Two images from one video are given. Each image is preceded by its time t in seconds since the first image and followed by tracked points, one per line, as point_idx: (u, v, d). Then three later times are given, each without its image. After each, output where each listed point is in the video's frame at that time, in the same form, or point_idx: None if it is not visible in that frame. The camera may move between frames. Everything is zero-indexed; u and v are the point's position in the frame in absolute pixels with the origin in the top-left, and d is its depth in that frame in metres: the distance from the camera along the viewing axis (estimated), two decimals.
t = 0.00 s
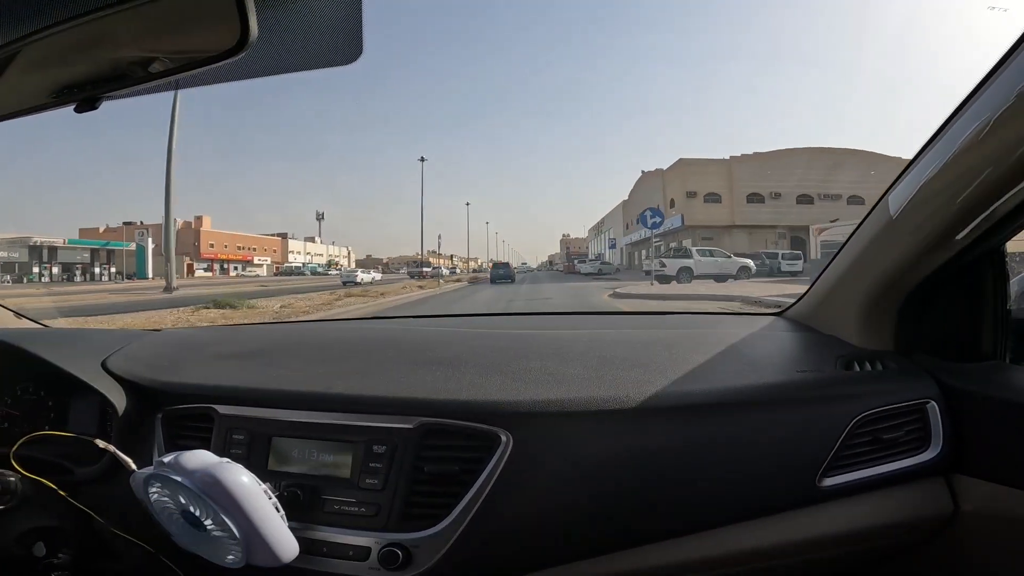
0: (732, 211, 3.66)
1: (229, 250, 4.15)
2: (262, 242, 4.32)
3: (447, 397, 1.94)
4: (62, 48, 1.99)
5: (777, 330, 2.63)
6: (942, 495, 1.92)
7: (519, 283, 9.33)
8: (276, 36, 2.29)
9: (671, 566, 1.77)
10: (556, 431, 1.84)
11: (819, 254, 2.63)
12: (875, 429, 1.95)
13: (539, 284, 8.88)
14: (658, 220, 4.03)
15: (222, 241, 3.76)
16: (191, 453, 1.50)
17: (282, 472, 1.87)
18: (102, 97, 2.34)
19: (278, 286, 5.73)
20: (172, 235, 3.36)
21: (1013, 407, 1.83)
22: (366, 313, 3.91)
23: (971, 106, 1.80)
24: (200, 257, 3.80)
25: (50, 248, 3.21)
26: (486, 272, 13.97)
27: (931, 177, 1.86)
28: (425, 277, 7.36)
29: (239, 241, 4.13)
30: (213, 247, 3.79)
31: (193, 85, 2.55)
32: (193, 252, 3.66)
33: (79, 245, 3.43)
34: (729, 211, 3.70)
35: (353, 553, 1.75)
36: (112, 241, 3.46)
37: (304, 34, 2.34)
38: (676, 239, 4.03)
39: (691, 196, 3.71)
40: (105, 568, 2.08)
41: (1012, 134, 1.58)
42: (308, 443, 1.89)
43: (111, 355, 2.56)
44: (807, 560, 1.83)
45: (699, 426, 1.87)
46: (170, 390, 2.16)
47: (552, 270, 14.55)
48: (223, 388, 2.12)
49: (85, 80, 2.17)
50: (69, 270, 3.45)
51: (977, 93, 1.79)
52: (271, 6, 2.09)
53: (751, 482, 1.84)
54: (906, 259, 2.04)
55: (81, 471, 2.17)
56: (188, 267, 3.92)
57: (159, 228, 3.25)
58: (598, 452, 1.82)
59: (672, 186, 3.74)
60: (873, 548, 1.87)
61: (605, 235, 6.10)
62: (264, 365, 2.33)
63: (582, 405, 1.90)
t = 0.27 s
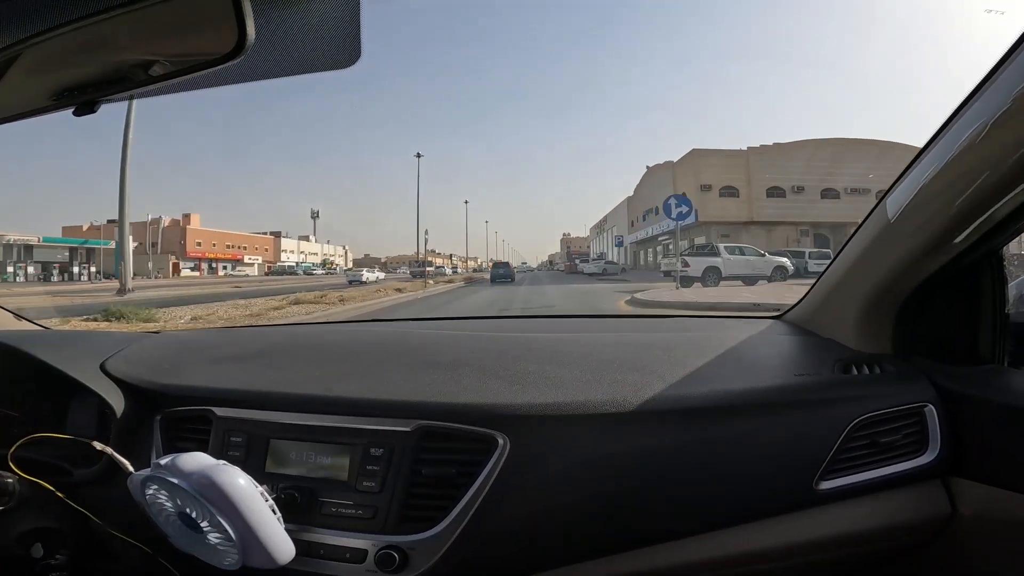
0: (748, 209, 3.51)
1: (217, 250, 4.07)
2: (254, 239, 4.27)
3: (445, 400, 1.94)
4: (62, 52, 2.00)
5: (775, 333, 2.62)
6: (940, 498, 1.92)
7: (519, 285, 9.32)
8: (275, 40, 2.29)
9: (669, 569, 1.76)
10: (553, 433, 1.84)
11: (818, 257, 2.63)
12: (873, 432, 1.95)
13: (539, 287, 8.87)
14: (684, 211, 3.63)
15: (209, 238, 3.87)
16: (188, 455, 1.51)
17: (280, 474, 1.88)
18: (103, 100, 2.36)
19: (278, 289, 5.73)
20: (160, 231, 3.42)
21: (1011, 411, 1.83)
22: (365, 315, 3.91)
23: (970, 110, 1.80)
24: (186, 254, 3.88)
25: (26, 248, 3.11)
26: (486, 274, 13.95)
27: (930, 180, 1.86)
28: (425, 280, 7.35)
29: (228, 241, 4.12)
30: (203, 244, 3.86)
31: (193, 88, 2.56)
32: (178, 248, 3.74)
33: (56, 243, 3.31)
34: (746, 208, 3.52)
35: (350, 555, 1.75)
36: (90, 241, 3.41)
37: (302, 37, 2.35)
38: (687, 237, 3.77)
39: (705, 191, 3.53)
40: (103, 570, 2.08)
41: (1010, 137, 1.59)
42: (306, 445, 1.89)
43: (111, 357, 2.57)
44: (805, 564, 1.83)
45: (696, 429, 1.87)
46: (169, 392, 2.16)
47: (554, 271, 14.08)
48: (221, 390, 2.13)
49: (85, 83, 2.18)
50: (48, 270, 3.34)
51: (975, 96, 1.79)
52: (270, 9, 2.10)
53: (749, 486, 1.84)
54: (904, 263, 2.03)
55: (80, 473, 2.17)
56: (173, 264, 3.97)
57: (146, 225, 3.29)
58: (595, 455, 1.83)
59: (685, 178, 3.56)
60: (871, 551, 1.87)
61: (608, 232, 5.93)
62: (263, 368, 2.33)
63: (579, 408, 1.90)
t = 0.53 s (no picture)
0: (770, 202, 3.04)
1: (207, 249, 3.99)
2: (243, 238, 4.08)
3: (444, 396, 1.93)
4: (55, 46, 1.98)
5: (777, 328, 2.61)
6: (943, 492, 1.91)
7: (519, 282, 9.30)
8: (271, 33, 2.27)
9: (670, 565, 1.75)
10: (554, 429, 1.82)
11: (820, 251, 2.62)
12: (875, 427, 1.93)
13: (539, 284, 8.84)
14: (726, 194, 3.04)
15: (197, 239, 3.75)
16: (184, 452, 1.49)
17: (278, 471, 1.86)
18: (98, 94, 2.33)
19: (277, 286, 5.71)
20: (145, 229, 3.39)
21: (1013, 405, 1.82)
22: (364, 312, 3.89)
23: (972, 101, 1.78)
24: (171, 254, 3.81)
25: None
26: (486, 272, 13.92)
27: (932, 173, 1.85)
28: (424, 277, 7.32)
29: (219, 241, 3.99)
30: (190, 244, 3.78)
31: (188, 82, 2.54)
32: (164, 248, 3.69)
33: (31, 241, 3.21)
34: (769, 202, 3.04)
35: (349, 553, 1.73)
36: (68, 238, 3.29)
37: (299, 30, 2.33)
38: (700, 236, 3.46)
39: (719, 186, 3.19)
40: (102, 567, 2.07)
41: (1013, 129, 1.57)
42: (304, 441, 1.87)
43: (108, 354, 2.55)
44: (808, 559, 1.82)
45: (697, 424, 1.85)
46: (166, 389, 2.15)
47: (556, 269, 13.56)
48: (219, 386, 2.11)
49: (79, 78, 2.16)
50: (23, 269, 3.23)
51: (977, 87, 1.77)
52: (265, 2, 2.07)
53: (751, 481, 1.82)
54: (906, 256, 2.02)
55: (78, 471, 2.15)
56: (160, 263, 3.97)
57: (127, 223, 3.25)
58: (596, 451, 1.81)
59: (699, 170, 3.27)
60: (874, 546, 1.86)
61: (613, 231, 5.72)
62: (261, 364, 2.31)
63: (580, 403, 1.89)
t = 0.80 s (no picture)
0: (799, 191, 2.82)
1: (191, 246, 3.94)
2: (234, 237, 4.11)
3: (447, 397, 1.93)
4: (58, 47, 1.97)
5: (777, 329, 2.62)
6: (944, 493, 1.92)
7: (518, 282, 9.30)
8: (272, 34, 2.27)
9: (672, 565, 1.76)
10: (556, 430, 1.83)
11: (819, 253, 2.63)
12: (876, 428, 1.94)
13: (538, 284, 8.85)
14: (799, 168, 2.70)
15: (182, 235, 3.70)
16: (189, 453, 1.49)
17: (281, 472, 1.87)
18: (99, 95, 2.33)
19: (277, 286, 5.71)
20: (127, 228, 3.33)
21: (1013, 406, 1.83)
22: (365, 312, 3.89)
23: (973, 104, 1.79)
24: (156, 252, 3.75)
25: None
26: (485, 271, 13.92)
27: (933, 176, 1.85)
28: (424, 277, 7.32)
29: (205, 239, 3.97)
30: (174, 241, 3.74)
31: (190, 83, 2.54)
32: (148, 247, 3.64)
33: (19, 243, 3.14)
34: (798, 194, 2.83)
35: (352, 553, 1.74)
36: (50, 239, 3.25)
37: (301, 31, 2.33)
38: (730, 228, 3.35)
39: (741, 174, 3.00)
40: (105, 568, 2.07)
41: (1013, 133, 1.58)
42: (308, 442, 1.88)
43: (110, 354, 2.55)
44: (809, 559, 1.83)
45: (698, 426, 1.86)
46: (169, 390, 2.15)
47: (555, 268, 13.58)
48: (222, 387, 2.11)
49: (81, 79, 2.16)
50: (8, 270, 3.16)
51: (979, 90, 1.78)
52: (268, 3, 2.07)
53: (753, 482, 1.83)
54: (907, 258, 2.03)
55: (80, 472, 2.16)
56: (143, 263, 3.98)
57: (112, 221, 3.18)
58: (598, 452, 1.82)
59: (718, 158, 3.09)
60: (875, 546, 1.87)
61: (613, 229, 5.57)
62: (263, 365, 2.32)
63: (583, 404, 1.89)
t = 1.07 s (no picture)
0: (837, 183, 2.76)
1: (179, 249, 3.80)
2: (224, 235, 3.93)
3: (448, 396, 1.90)
4: (56, 37, 1.94)
5: (781, 331, 2.59)
6: (951, 499, 1.89)
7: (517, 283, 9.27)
8: (275, 27, 2.24)
9: (676, 570, 1.73)
10: (558, 431, 1.80)
11: (824, 255, 2.61)
12: (883, 432, 1.91)
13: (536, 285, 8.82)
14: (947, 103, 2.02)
15: (167, 236, 3.51)
16: (183, 451, 1.46)
17: (277, 472, 1.83)
18: (99, 87, 2.30)
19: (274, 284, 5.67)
20: (110, 225, 3.31)
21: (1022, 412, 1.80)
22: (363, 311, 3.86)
23: (986, 105, 1.77)
24: (138, 253, 3.60)
25: None
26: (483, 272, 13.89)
27: (944, 177, 1.83)
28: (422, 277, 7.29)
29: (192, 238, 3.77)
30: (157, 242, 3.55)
31: (190, 76, 2.50)
32: (130, 246, 3.48)
33: None
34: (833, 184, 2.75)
35: (349, 555, 1.70)
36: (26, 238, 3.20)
37: (304, 24, 2.30)
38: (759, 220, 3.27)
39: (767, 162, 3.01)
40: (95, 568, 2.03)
41: None
42: (305, 441, 1.85)
43: (104, 350, 2.51)
44: (814, 565, 1.80)
45: (703, 428, 1.83)
46: (164, 386, 2.11)
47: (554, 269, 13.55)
48: (218, 384, 2.08)
49: (80, 70, 2.13)
50: None
51: (992, 91, 1.76)
52: None
53: (758, 486, 1.80)
54: (915, 261, 2.00)
55: (72, 469, 2.11)
56: (125, 262, 3.87)
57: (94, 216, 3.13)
58: (601, 453, 1.79)
59: (738, 149, 3.11)
60: (881, 552, 1.84)
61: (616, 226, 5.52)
62: (260, 362, 2.28)
63: (586, 405, 1.86)
